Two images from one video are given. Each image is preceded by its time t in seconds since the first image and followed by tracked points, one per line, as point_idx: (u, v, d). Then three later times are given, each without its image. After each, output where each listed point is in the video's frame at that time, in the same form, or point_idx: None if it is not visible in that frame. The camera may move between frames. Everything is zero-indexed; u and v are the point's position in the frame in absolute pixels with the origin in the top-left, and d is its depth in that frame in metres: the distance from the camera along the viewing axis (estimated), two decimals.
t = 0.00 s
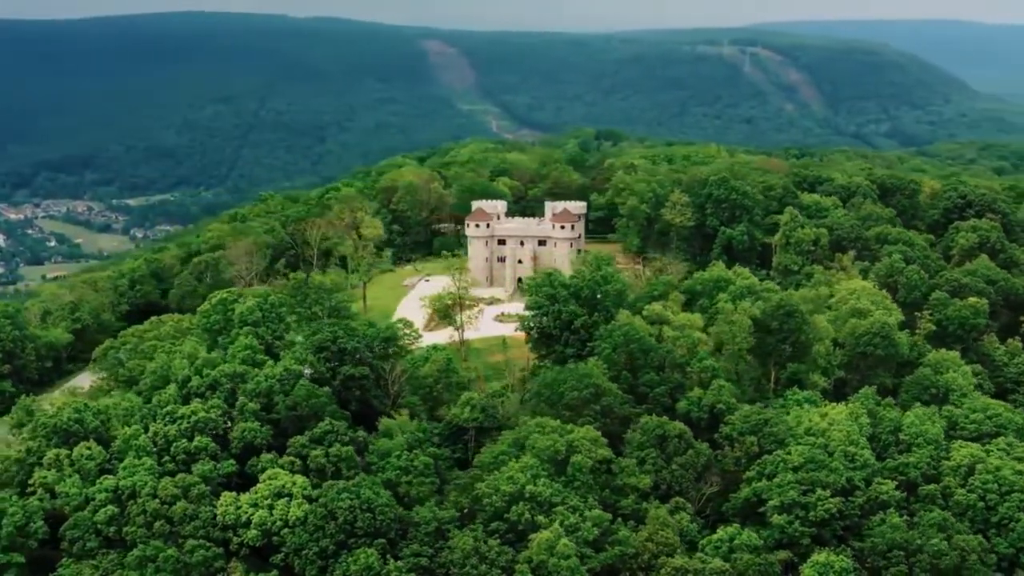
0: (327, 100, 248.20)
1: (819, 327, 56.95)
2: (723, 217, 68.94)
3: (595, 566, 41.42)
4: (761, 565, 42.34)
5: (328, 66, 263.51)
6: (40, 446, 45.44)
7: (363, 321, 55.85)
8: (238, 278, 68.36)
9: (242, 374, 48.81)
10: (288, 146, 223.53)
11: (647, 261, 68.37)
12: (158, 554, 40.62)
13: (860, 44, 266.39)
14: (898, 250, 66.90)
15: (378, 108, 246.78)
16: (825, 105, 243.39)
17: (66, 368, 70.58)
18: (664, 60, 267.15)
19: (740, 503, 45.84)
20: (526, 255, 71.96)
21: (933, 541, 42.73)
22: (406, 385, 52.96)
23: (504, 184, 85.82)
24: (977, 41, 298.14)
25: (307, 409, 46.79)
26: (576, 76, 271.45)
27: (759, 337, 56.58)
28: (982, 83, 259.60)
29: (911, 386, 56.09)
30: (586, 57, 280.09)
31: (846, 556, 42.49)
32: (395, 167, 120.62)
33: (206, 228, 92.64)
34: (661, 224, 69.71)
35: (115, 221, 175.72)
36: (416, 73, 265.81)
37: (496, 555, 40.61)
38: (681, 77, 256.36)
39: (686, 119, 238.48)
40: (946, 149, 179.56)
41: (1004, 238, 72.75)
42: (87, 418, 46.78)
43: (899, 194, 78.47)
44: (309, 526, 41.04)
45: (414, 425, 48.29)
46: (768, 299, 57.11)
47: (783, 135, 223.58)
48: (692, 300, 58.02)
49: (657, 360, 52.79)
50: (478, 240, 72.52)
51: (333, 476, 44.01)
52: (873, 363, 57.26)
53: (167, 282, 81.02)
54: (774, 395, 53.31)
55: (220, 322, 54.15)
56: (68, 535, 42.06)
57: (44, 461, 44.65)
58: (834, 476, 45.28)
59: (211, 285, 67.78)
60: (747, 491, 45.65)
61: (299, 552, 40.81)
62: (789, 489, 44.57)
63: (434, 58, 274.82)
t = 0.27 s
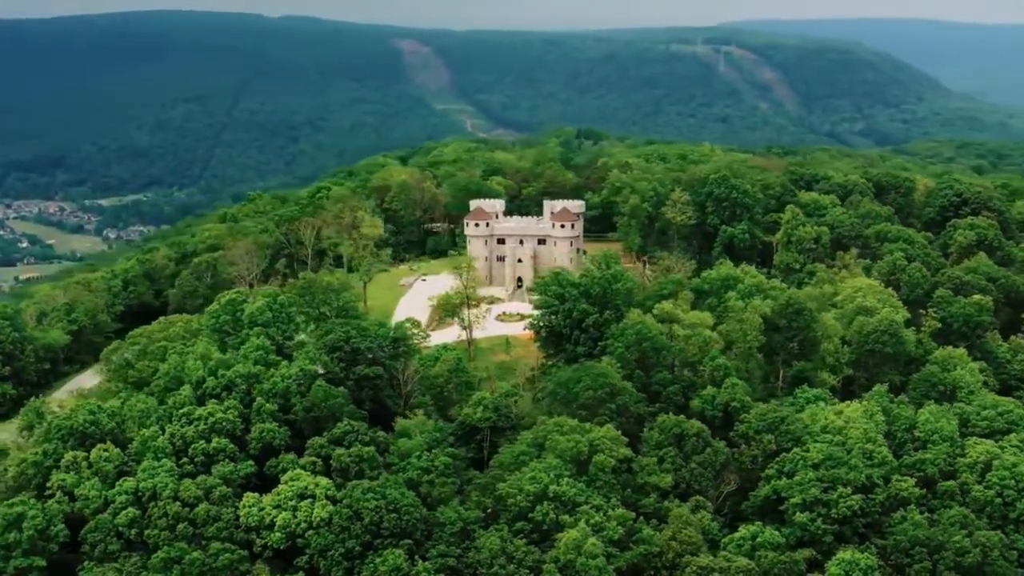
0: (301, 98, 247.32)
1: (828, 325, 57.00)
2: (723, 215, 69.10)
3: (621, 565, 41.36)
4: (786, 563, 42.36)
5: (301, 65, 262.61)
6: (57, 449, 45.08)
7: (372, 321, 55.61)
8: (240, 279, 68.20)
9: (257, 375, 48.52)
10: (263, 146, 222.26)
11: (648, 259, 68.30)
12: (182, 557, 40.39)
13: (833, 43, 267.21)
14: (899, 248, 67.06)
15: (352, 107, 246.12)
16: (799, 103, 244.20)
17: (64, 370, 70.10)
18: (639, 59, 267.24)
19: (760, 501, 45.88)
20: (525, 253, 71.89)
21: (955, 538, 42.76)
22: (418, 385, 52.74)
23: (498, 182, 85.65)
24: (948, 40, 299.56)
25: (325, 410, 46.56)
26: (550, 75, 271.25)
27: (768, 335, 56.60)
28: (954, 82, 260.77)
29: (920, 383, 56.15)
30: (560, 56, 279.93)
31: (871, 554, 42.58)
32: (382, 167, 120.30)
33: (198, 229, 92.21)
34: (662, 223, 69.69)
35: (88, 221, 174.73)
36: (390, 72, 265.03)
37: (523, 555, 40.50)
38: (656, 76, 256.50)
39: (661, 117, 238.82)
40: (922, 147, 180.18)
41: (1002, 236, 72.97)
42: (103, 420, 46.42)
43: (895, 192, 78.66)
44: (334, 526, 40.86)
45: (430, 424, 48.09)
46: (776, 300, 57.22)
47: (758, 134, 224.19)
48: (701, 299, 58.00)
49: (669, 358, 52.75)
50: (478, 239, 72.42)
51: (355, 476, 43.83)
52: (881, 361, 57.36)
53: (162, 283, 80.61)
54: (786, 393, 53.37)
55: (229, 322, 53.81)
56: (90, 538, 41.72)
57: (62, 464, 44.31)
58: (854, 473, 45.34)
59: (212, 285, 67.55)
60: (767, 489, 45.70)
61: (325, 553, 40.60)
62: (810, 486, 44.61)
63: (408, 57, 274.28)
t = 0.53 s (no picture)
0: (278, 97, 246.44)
1: (835, 322, 57.10)
2: (724, 213, 69.18)
3: (644, 563, 41.30)
4: (807, 560, 42.37)
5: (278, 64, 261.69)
6: (72, 450, 44.75)
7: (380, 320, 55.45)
8: (240, 278, 67.77)
9: (271, 375, 48.29)
10: (240, 145, 221.38)
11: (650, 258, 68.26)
12: (205, 558, 40.14)
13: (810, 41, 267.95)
14: (899, 245, 67.22)
15: (330, 106, 245.38)
16: (778, 102, 244.82)
17: (62, 371, 69.69)
18: (617, 58, 267.39)
19: (778, 499, 45.93)
20: (525, 252, 71.76)
21: (975, 534, 42.76)
22: (429, 384, 52.58)
23: (494, 181, 85.50)
24: (925, 39, 300.79)
25: (341, 410, 46.38)
26: (528, 74, 271.11)
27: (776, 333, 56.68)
28: (931, 81, 261.83)
29: (927, 379, 56.29)
30: (538, 55, 279.84)
31: (892, 551, 42.60)
32: (369, 167, 119.99)
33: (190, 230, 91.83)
34: (663, 221, 69.69)
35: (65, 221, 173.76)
36: (367, 70, 264.43)
37: (548, 554, 40.42)
38: (635, 75, 256.65)
39: (640, 116, 239.04)
40: (902, 146, 180.66)
41: (999, 233, 73.24)
42: (117, 421, 46.09)
43: (891, 189, 78.86)
44: (358, 526, 40.71)
45: (445, 424, 47.96)
46: (785, 299, 57.38)
47: (738, 132, 224.59)
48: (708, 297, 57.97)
49: (681, 356, 52.81)
50: (478, 238, 72.19)
51: (375, 476, 43.69)
52: (888, 359, 57.54)
53: (158, 284, 80.28)
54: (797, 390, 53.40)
55: (238, 322, 53.56)
56: (109, 539, 41.42)
57: (78, 465, 43.99)
58: (872, 470, 45.38)
59: (212, 285, 67.37)
60: (785, 486, 45.75)
61: (348, 553, 40.41)
62: (829, 484, 44.65)
63: (386, 56, 273.67)
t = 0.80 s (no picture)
0: (256, 96, 245.71)
1: (844, 320, 57.21)
2: (725, 212, 69.22)
3: (667, 561, 41.29)
4: (829, 558, 42.44)
5: (255, 63, 260.89)
6: (88, 451, 44.46)
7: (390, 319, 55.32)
8: (241, 280, 67.29)
9: (285, 375, 48.10)
10: (218, 145, 220.72)
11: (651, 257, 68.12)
12: (228, 558, 39.96)
13: (788, 40, 268.61)
14: (901, 243, 67.38)
15: (308, 105, 244.82)
16: (756, 101, 245.38)
17: (61, 372, 69.31)
18: (596, 57, 267.62)
19: (795, 497, 46.03)
20: (526, 251, 71.68)
21: (995, 531, 42.81)
22: (441, 384, 52.47)
23: (489, 179, 85.39)
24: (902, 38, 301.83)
25: (359, 409, 46.15)
26: (507, 73, 271.01)
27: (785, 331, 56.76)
28: (908, 79, 262.80)
29: (934, 376, 56.40)
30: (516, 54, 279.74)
31: (913, 548, 42.65)
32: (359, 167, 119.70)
33: (184, 231, 91.48)
34: (665, 220, 69.73)
35: (41, 222, 172.93)
36: (345, 69, 263.91)
37: (572, 552, 40.38)
38: (614, 75, 256.95)
39: (620, 115, 239.30)
40: (882, 145, 181.08)
41: (998, 231, 73.49)
42: (133, 421, 45.83)
43: (888, 186, 79.03)
44: (381, 526, 40.58)
45: (461, 423, 47.83)
46: (793, 297, 57.51)
47: (716, 132, 225.11)
48: (717, 296, 57.98)
49: (692, 355, 52.87)
50: (478, 237, 72.02)
51: (395, 475, 43.54)
52: (895, 356, 57.70)
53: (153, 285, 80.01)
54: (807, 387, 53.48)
55: (248, 322, 53.34)
56: (130, 541, 41.18)
57: (95, 466, 43.70)
58: (889, 467, 45.48)
59: (213, 284, 67.04)
60: (804, 483, 45.83)
61: (372, 553, 40.26)
62: (848, 481, 44.73)
63: (364, 56, 273.31)
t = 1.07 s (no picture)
0: (229, 95, 244.61)
1: (852, 318, 57.35)
2: (726, 210, 69.30)
3: (694, 560, 41.27)
4: (853, 556, 42.54)
5: (228, 62, 259.77)
6: (107, 452, 44.06)
7: (399, 319, 55.15)
8: (243, 279, 66.62)
9: (301, 376, 47.85)
10: (191, 144, 219.61)
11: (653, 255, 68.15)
12: (255, 561, 39.72)
13: (762, 39, 269.36)
14: (902, 240, 67.56)
15: (281, 104, 243.82)
16: (731, 100, 246.01)
17: (59, 374, 68.82)
18: (571, 57, 267.76)
19: (814, 495, 46.12)
20: (526, 250, 71.62)
21: (1017, 527, 42.94)
22: (454, 385, 52.33)
23: (484, 178, 85.22)
24: (875, 37, 303.05)
25: (378, 409, 45.90)
26: (481, 72, 270.77)
27: (795, 329, 56.82)
28: (881, 78, 263.96)
29: (941, 372, 56.53)
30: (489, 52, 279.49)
31: (937, 545, 42.77)
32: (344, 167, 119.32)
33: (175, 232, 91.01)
34: (665, 219, 69.83)
35: (14, 224, 171.95)
36: (318, 67, 263.04)
37: (600, 552, 40.30)
38: (589, 74, 257.15)
39: (595, 114, 239.50)
40: (858, 143, 181.64)
41: (994, 228, 73.81)
42: (150, 422, 45.49)
43: (883, 182, 79.22)
44: (408, 527, 40.43)
45: (478, 422, 47.65)
46: (802, 295, 57.53)
47: (691, 130, 225.59)
48: (725, 295, 58.02)
49: (705, 353, 52.90)
50: (477, 236, 71.95)
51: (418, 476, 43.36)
52: (903, 354, 57.88)
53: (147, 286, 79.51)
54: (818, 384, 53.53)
55: (259, 322, 53.05)
56: (153, 543, 40.87)
57: (115, 468, 43.32)
58: (909, 465, 45.61)
59: (215, 285, 66.64)
60: (823, 481, 45.92)
61: (400, 554, 40.10)
62: (869, 479, 44.84)
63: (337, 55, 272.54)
